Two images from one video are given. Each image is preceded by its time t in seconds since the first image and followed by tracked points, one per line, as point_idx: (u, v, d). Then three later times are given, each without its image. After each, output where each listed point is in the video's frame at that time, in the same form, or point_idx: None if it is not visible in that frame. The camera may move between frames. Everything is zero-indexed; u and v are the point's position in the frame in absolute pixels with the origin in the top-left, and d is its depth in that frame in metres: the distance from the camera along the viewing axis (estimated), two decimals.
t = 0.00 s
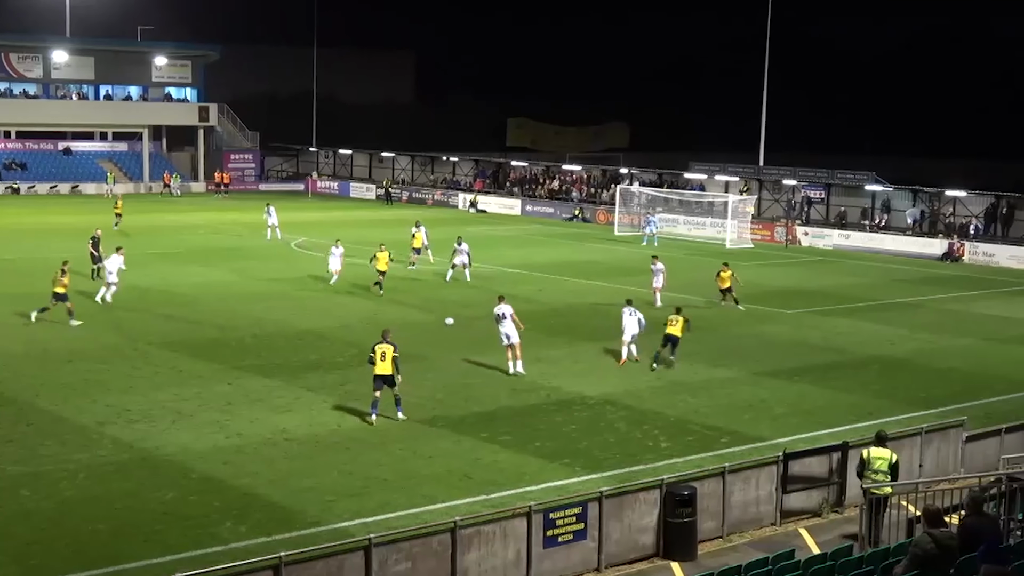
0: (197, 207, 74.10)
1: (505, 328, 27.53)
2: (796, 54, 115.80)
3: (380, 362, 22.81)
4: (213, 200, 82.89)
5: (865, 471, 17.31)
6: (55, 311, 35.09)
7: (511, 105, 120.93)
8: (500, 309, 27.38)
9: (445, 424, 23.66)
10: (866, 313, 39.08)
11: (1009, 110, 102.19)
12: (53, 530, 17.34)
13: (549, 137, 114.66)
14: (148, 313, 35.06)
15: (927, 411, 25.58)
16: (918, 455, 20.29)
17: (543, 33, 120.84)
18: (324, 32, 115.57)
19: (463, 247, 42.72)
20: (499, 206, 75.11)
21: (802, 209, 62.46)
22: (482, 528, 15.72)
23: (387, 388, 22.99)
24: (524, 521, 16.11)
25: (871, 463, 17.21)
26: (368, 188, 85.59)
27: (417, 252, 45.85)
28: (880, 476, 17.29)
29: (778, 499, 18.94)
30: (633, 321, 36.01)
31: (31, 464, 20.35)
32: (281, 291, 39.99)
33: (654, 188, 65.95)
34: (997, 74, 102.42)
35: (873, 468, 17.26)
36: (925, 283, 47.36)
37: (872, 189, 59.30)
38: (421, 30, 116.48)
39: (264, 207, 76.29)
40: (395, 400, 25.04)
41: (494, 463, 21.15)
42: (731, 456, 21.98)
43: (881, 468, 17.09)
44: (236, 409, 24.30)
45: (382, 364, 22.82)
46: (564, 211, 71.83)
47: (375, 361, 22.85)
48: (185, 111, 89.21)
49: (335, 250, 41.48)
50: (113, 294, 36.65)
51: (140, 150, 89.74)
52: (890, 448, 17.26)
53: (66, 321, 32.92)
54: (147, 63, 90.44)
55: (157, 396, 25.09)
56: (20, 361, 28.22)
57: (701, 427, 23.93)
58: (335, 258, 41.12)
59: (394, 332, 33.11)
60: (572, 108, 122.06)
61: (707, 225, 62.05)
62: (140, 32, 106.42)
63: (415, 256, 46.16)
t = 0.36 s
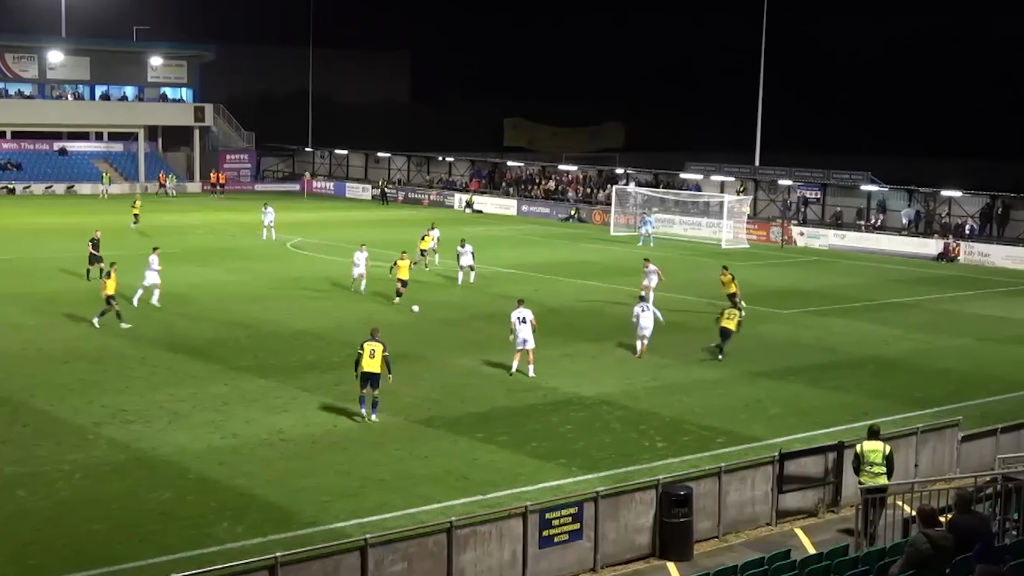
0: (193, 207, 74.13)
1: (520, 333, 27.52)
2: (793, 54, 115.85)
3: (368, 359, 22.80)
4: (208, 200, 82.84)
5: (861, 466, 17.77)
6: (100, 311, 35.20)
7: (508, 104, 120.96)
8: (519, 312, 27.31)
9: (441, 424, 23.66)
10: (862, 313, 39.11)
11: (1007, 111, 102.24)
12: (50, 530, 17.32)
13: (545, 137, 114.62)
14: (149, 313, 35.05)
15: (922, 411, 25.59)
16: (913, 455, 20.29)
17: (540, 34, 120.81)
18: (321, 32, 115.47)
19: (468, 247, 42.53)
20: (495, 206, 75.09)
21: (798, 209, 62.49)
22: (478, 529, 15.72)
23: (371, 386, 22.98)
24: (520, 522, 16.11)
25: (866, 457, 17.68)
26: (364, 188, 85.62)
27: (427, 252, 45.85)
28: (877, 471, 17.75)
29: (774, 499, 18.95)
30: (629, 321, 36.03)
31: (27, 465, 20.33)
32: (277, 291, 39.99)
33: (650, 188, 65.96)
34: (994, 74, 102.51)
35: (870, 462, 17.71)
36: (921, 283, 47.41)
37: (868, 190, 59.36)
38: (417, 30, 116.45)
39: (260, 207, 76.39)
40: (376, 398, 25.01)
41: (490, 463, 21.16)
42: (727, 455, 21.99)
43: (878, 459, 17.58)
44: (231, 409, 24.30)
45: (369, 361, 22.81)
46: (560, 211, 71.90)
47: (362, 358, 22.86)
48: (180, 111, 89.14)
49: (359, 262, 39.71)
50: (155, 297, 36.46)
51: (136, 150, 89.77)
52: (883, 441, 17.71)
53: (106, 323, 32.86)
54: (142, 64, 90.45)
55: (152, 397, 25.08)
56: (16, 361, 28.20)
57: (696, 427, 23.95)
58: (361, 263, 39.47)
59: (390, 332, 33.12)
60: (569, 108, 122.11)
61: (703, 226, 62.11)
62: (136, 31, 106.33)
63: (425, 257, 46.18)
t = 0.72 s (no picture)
0: (189, 208, 74.08)
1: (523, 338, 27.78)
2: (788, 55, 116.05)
3: (354, 358, 22.84)
4: (203, 200, 82.69)
5: (860, 463, 18.04)
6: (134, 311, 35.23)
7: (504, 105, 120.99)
8: (525, 311, 27.55)
9: (437, 424, 23.66)
10: (857, 312, 39.15)
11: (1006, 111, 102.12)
12: (43, 530, 17.30)
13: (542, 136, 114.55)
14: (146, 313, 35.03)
15: (917, 411, 25.60)
16: (908, 455, 20.36)
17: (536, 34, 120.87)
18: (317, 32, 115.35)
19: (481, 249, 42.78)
20: (492, 207, 75.03)
21: (794, 209, 62.52)
22: (474, 528, 15.72)
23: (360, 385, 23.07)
24: (516, 522, 16.11)
25: (865, 454, 17.96)
26: (360, 188, 85.58)
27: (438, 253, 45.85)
28: (877, 468, 17.99)
29: (770, 499, 18.97)
30: (624, 321, 36.06)
31: (21, 465, 20.29)
32: (272, 292, 39.95)
33: (646, 188, 65.94)
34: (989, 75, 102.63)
35: (869, 460, 17.97)
36: (918, 283, 47.43)
37: (864, 189, 59.37)
38: (413, 30, 116.44)
39: (256, 207, 76.38)
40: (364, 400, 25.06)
41: (486, 463, 21.15)
42: (722, 455, 22.00)
43: (876, 457, 17.84)
44: (227, 409, 24.29)
45: (354, 360, 22.85)
46: (556, 211, 71.89)
47: (347, 357, 22.86)
48: (174, 111, 89.02)
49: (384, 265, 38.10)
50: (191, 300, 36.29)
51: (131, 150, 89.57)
52: (883, 439, 17.98)
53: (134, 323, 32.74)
54: (138, 64, 90.42)
55: (147, 397, 25.05)
56: (10, 361, 28.16)
57: (692, 427, 23.96)
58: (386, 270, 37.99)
59: (385, 332, 33.12)
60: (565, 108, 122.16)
61: (699, 226, 62.08)
62: (131, 31, 106.19)
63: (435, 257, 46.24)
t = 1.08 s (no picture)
0: (184, 207, 74.07)
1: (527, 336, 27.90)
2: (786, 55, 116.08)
3: (341, 356, 23.05)
4: (199, 200, 82.64)
5: (870, 462, 17.94)
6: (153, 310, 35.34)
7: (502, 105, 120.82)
8: (527, 310, 27.65)
9: (433, 424, 23.65)
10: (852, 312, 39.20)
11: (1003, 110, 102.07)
12: (41, 530, 17.29)
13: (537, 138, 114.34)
14: (149, 313, 35.05)
15: (912, 411, 25.60)
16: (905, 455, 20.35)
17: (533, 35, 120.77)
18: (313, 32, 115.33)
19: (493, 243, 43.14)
20: (487, 206, 75.04)
21: (790, 209, 62.56)
22: (469, 529, 15.71)
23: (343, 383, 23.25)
24: (512, 522, 16.12)
25: (875, 454, 17.85)
26: (356, 188, 85.54)
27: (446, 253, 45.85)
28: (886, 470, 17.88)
29: (766, 499, 18.97)
30: (620, 321, 36.09)
31: (18, 465, 20.26)
32: (267, 292, 39.94)
33: (641, 188, 65.98)
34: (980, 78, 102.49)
35: (877, 461, 17.86)
36: (912, 283, 47.46)
37: (859, 189, 59.42)
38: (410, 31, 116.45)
39: (252, 207, 76.45)
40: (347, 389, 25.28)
41: (482, 463, 21.15)
42: (718, 455, 22.01)
43: (885, 459, 17.71)
44: (224, 410, 24.29)
45: (341, 358, 23.06)
46: (552, 211, 71.87)
47: (335, 355, 23.08)
48: (170, 111, 88.97)
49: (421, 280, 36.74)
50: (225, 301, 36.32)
51: (127, 150, 89.43)
52: (892, 441, 17.87)
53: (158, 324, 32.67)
54: (134, 64, 90.43)
55: (143, 397, 25.03)
56: (5, 361, 28.15)
57: (688, 427, 23.97)
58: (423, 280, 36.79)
59: (381, 333, 33.12)
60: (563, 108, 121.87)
61: (695, 226, 62.08)
62: (127, 32, 106.10)
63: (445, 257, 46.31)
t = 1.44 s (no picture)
0: (174, 207, 74.04)
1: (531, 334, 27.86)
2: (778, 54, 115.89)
3: (333, 353, 23.18)
4: (190, 201, 82.49)
5: (871, 458, 18.39)
6: (159, 311, 35.36)
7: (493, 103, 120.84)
8: (532, 311, 27.56)
9: (424, 424, 23.64)
10: (843, 311, 39.21)
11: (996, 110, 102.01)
12: (31, 531, 17.27)
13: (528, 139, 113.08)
14: (140, 314, 35.01)
15: (903, 410, 25.63)
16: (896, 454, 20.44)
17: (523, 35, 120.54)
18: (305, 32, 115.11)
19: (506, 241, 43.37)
20: (478, 206, 75.02)
21: (781, 209, 62.58)
22: (460, 529, 15.72)
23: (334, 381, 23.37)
24: (503, 522, 16.13)
25: (875, 450, 18.31)
26: (347, 188, 85.48)
27: (448, 253, 45.82)
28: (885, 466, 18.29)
29: (757, 498, 19.00)
30: (610, 321, 36.07)
31: (7, 467, 20.22)
32: (257, 291, 39.87)
33: (632, 188, 65.96)
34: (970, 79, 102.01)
35: (877, 456, 18.30)
36: (902, 283, 47.46)
37: (850, 189, 59.43)
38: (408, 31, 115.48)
39: (243, 207, 76.45)
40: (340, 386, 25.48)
41: (472, 463, 21.12)
42: (709, 455, 22.00)
43: (883, 456, 18.15)
44: (214, 410, 24.24)
45: (334, 356, 23.17)
46: (543, 211, 71.80)
47: (327, 353, 23.21)
48: (159, 111, 88.79)
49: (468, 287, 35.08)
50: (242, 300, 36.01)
51: (117, 150, 89.33)
52: (892, 437, 18.29)
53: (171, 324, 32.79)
54: (124, 64, 90.32)
55: (132, 398, 24.98)
56: None
57: (679, 426, 23.97)
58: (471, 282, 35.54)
59: (371, 333, 33.06)
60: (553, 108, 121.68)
61: (686, 226, 62.07)
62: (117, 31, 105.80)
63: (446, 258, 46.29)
